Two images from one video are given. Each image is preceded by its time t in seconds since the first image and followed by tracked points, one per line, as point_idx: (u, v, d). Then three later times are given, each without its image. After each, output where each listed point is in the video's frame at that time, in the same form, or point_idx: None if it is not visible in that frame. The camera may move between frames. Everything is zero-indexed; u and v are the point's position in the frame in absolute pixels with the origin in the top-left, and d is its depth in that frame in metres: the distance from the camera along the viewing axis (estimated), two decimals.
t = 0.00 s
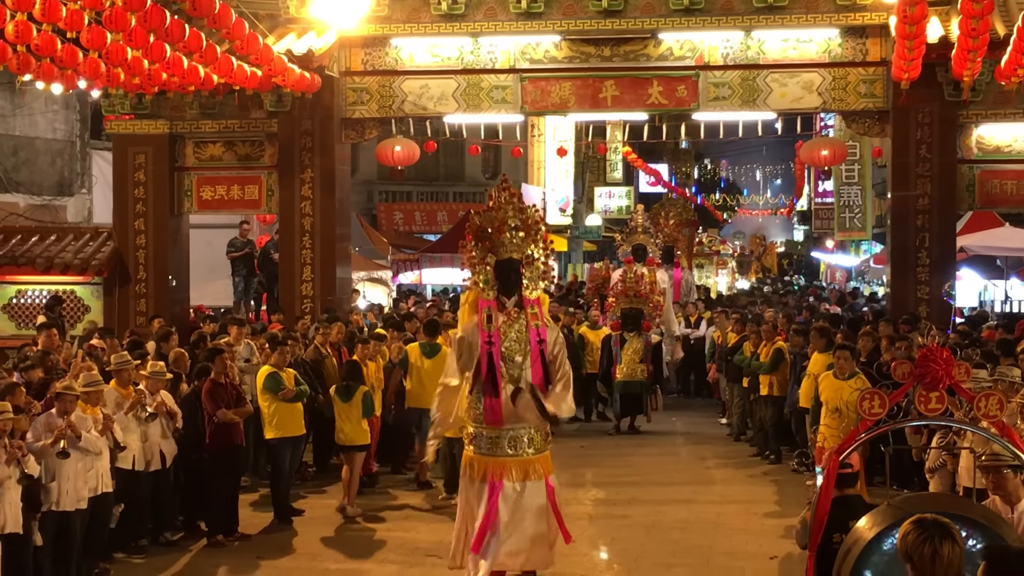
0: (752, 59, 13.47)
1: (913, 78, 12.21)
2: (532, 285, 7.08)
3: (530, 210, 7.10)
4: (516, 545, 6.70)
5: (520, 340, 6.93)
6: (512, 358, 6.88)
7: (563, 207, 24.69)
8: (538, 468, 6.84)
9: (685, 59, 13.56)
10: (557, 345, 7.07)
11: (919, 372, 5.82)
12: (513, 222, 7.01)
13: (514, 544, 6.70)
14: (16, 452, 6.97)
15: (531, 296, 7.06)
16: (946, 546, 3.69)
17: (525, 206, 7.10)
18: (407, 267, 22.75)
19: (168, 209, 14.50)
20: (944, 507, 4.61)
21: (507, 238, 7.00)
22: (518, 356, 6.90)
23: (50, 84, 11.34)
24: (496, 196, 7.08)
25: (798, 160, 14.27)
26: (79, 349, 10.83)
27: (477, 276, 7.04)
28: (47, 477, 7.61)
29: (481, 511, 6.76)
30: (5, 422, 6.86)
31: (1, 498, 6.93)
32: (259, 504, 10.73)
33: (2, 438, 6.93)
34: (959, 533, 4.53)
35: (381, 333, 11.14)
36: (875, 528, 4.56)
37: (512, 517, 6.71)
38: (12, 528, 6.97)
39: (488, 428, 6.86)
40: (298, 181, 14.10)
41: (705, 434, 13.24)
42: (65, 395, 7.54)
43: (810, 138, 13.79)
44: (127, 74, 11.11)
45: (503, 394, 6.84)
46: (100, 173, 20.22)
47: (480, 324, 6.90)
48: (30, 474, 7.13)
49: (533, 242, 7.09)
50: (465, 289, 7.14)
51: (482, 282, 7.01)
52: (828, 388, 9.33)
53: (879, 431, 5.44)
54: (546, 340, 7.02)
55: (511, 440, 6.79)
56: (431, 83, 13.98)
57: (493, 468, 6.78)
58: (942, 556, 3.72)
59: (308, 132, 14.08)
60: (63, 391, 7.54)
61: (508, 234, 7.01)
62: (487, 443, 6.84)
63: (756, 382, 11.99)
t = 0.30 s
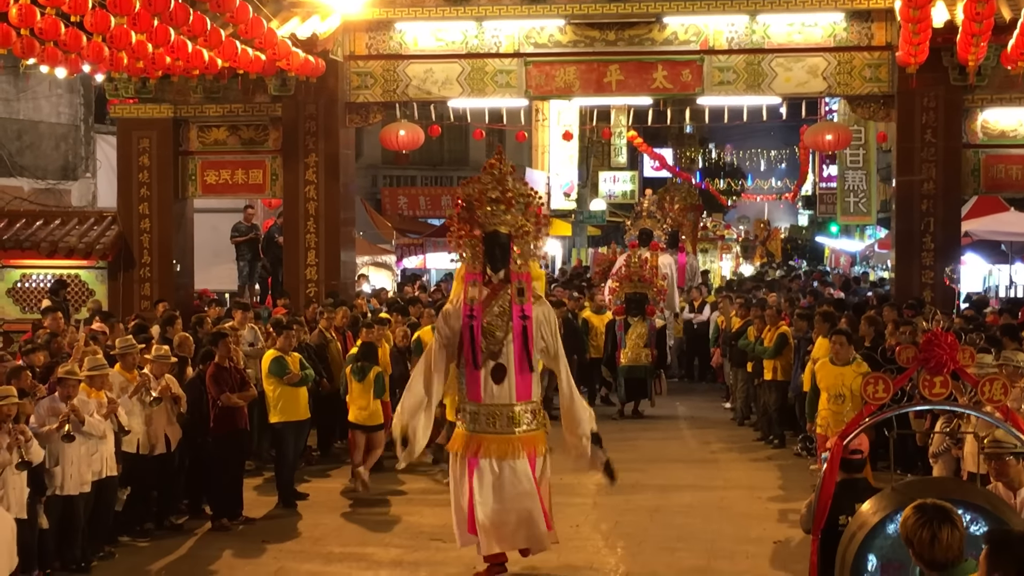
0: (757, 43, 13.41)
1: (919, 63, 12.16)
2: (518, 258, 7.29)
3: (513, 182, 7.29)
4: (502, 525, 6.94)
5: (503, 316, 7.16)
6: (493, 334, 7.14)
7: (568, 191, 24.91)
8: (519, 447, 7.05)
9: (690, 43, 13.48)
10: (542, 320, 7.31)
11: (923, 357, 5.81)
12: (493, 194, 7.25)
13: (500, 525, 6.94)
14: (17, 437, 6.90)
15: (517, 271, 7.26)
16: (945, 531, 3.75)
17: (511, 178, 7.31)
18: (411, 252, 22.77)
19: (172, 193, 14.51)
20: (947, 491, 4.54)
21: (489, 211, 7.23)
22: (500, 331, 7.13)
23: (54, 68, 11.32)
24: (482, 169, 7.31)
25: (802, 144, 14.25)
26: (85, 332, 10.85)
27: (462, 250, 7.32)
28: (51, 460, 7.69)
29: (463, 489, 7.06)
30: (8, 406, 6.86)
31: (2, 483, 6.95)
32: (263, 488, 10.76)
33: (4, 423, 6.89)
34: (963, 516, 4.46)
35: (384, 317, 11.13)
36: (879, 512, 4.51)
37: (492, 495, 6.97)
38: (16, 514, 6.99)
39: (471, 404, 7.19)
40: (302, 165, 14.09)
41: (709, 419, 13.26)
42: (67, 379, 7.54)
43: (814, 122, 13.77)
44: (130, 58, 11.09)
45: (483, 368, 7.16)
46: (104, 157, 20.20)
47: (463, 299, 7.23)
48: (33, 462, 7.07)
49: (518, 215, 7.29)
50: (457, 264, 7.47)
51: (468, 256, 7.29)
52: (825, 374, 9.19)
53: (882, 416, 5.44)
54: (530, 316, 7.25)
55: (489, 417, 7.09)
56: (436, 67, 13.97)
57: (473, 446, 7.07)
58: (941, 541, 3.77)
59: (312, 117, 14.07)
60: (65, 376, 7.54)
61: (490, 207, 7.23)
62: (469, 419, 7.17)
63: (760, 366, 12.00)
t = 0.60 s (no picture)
0: (767, 26, 13.40)
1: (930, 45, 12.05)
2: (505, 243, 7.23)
3: (493, 166, 7.23)
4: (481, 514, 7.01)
5: (489, 303, 7.22)
6: (481, 322, 7.20)
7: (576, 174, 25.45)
8: (507, 437, 7.07)
9: (700, 26, 13.45)
10: (532, 305, 7.24)
11: (933, 341, 5.78)
12: (474, 179, 7.23)
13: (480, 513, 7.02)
14: (33, 421, 6.91)
15: (505, 256, 7.22)
16: (956, 517, 3.72)
17: (493, 162, 7.24)
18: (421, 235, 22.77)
19: (182, 176, 14.52)
20: (955, 473, 4.45)
21: (471, 197, 7.24)
22: (486, 319, 7.18)
23: (64, 51, 11.31)
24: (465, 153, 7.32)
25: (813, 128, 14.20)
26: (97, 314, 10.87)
27: (455, 238, 7.41)
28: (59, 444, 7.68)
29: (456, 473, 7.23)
30: (25, 391, 6.90)
31: (18, 468, 6.96)
32: (274, 470, 10.79)
33: (21, 407, 6.93)
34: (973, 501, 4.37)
35: (393, 300, 11.12)
36: (888, 495, 4.42)
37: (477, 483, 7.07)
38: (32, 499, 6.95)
39: (466, 392, 7.31)
40: (312, 148, 14.12)
41: (718, 402, 13.28)
42: (76, 362, 7.59)
43: (825, 105, 13.72)
44: (140, 41, 11.06)
45: (473, 357, 7.24)
46: (113, 139, 20.02)
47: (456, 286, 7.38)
48: (48, 447, 7.03)
49: (503, 199, 7.24)
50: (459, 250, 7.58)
51: (459, 243, 7.37)
52: (825, 356, 9.04)
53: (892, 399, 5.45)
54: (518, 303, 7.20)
55: (480, 405, 7.17)
56: (445, 50, 13.91)
57: (466, 432, 7.22)
58: (953, 527, 3.74)
59: (322, 99, 14.09)
60: (73, 359, 7.59)
61: (471, 193, 7.24)
62: (466, 405, 7.29)
63: (770, 349, 11.99)
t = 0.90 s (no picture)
0: (785, 11, 13.38)
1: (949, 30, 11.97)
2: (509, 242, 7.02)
3: (496, 162, 7.03)
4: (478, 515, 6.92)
5: (491, 303, 6.98)
6: (484, 322, 6.98)
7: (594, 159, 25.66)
8: (507, 440, 6.90)
9: (717, 11, 13.44)
10: (536, 305, 7.00)
11: (951, 327, 5.76)
12: (476, 177, 7.03)
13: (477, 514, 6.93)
14: (52, 410, 6.91)
15: (509, 255, 7.02)
16: (976, 504, 3.59)
17: (497, 158, 7.03)
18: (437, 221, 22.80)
19: (199, 162, 14.56)
20: (973, 461, 4.44)
21: (474, 194, 7.04)
22: (490, 318, 6.96)
23: (81, 37, 11.30)
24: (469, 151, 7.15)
25: (831, 113, 14.15)
26: (114, 300, 10.90)
27: (461, 238, 7.25)
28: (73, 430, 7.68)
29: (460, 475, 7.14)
30: (46, 378, 6.89)
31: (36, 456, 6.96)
32: (290, 455, 10.83)
33: (43, 394, 6.92)
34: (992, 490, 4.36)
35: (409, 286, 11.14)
36: (905, 482, 4.40)
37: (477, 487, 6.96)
38: (52, 485, 6.99)
39: (472, 394, 7.12)
40: (328, 133, 14.13)
41: (735, 388, 13.28)
42: (88, 349, 7.56)
43: (844, 91, 13.67)
44: (157, 26, 11.06)
45: (477, 358, 7.04)
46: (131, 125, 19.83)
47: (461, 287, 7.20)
48: (69, 435, 7.05)
49: (506, 197, 7.03)
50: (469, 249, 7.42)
51: (465, 243, 7.20)
52: (838, 344, 8.97)
53: (910, 385, 5.44)
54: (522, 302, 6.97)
55: (482, 407, 7.00)
56: (462, 36, 13.91)
57: (470, 431, 7.07)
58: (972, 515, 3.60)
59: (338, 85, 14.09)
60: (86, 346, 7.55)
61: (473, 190, 7.05)
62: (470, 407, 7.13)
63: (786, 336, 11.97)
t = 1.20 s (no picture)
0: (808, 1, 13.36)
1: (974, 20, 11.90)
2: (538, 219, 6.85)
3: (530, 136, 6.86)
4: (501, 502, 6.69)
5: (520, 280, 6.76)
6: (511, 299, 6.76)
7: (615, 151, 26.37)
8: (536, 422, 6.72)
9: (739, 2, 13.45)
10: (565, 284, 6.86)
11: (975, 319, 5.68)
12: (509, 150, 6.83)
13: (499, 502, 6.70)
14: (74, 407, 6.80)
15: (536, 231, 6.85)
16: (1000, 495, 3.47)
17: (530, 133, 6.88)
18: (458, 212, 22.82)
19: (222, 153, 14.61)
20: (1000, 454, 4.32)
21: (505, 167, 6.83)
22: (517, 296, 6.74)
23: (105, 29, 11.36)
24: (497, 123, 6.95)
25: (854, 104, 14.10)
26: (139, 290, 10.94)
27: (481, 213, 6.99)
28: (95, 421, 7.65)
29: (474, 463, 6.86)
30: (66, 374, 6.76)
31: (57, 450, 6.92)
32: (312, 445, 10.86)
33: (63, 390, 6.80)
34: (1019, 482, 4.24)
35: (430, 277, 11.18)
36: (929, 475, 4.31)
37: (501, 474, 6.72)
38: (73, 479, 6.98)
39: (488, 374, 6.86)
40: (350, 124, 14.18)
41: (757, 379, 13.29)
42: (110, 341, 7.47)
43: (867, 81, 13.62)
44: (180, 17, 11.07)
45: (500, 337, 6.79)
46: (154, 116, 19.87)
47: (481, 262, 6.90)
48: (90, 433, 6.91)
49: (537, 173, 6.87)
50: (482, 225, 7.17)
51: (486, 217, 6.95)
52: (864, 336, 8.95)
53: (934, 378, 5.39)
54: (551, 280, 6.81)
55: (507, 388, 6.75)
56: (484, 26, 13.90)
57: (489, 415, 6.78)
58: (996, 506, 3.49)
59: (360, 76, 14.14)
60: (108, 338, 7.46)
61: (505, 163, 6.83)
62: (488, 390, 6.84)
63: (809, 328, 11.95)
